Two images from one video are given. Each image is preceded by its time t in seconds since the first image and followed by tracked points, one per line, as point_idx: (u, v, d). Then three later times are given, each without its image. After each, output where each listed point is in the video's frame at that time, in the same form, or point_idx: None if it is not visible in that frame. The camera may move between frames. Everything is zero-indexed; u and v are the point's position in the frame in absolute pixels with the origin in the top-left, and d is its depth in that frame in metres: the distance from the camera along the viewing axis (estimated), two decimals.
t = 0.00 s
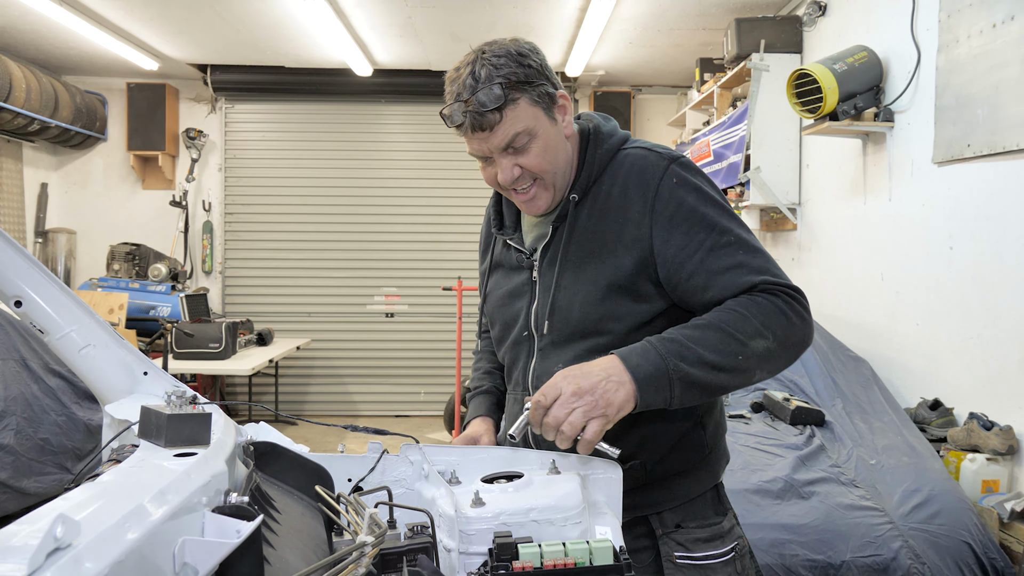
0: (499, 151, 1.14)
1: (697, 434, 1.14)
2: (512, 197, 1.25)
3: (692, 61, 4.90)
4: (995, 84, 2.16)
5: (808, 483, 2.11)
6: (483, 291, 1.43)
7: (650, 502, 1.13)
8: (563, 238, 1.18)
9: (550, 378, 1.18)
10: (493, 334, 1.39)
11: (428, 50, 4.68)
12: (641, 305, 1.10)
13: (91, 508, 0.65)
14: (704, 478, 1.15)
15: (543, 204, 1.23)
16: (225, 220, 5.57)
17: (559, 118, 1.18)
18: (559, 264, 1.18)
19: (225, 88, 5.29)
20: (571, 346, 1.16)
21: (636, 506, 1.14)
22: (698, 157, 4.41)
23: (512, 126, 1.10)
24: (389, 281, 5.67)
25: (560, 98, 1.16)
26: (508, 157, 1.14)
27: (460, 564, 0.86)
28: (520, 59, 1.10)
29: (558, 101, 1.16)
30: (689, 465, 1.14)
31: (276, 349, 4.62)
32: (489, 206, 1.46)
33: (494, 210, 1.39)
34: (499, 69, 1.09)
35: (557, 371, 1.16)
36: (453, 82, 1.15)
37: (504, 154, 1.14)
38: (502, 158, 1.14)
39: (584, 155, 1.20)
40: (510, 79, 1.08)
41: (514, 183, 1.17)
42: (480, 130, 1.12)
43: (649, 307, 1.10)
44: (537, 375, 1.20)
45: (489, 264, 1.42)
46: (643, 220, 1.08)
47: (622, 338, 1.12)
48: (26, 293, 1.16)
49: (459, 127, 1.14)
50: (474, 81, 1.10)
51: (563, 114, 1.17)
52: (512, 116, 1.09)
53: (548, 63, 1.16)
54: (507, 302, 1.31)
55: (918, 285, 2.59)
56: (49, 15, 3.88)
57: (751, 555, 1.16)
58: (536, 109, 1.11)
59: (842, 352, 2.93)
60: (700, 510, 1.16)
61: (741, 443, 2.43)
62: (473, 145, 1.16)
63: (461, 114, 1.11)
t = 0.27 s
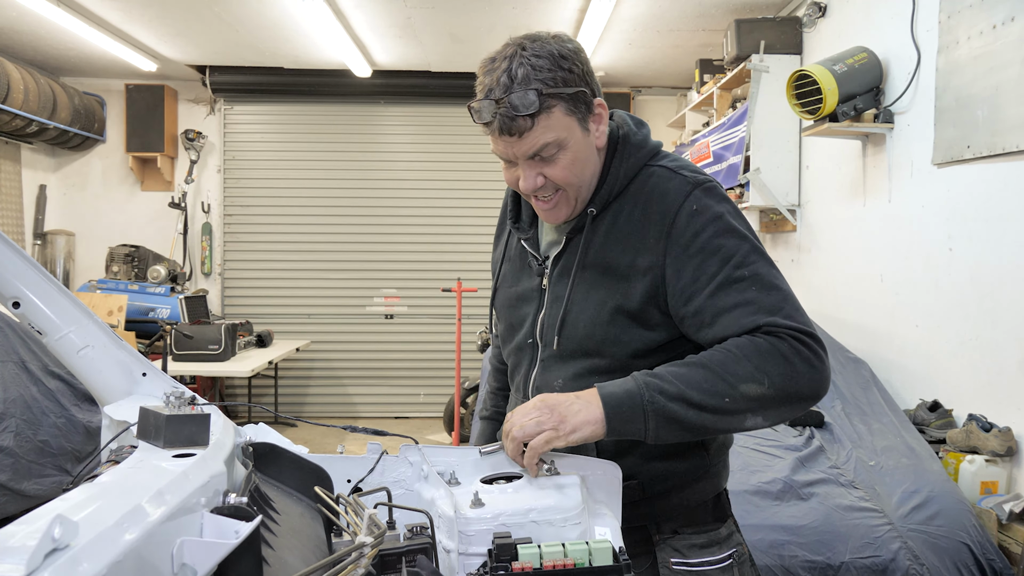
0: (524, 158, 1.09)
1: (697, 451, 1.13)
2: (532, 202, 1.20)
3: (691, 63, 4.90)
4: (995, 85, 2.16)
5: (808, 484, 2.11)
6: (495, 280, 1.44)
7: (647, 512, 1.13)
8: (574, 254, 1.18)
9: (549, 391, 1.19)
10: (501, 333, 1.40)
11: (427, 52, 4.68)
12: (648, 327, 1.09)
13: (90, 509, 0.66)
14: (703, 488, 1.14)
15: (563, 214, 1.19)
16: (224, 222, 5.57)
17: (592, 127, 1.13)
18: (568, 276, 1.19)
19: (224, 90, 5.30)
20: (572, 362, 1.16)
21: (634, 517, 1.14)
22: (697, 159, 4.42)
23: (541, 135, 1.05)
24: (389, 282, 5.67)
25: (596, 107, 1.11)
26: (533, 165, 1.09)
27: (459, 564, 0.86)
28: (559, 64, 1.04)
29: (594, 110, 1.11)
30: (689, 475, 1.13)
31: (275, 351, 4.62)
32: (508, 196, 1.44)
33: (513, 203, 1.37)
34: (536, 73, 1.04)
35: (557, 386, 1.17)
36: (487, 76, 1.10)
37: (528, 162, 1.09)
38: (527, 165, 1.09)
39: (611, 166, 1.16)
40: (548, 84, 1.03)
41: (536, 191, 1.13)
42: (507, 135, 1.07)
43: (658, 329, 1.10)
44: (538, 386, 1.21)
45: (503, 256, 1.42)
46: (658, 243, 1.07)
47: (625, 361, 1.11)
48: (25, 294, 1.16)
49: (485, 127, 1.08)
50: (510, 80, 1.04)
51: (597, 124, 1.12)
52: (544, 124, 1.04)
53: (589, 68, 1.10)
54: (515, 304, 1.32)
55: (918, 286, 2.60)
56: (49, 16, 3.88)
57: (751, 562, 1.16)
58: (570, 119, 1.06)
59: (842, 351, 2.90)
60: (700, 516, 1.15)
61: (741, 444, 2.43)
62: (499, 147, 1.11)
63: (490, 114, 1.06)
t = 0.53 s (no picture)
0: (534, 164, 1.09)
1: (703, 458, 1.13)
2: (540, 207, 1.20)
3: (691, 63, 4.90)
4: (994, 87, 2.16)
5: (808, 484, 2.12)
6: (499, 280, 1.44)
7: (653, 518, 1.13)
8: (583, 259, 1.18)
9: (553, 399, 1.19)
10: (504, 334, 1.40)
11: (427, 52, 4.68)
12: (655, 333, 1.10)
13: (91, 509, 0.66)
14: (710, 495, 1.14)
15: (571, 221, 1.18)
16: (224, 222, 5.57)
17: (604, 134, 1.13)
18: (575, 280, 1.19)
19: (224, 90, 5.30)
20: (577, 369, 1.16)
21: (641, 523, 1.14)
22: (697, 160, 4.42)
23: (552, 143, 1.05)
24: (389, 283, 5.66)
25: (609, 114, 1.10)
26: (543, 171, 1.09)
27: (460, 565, 0.86)
28: (573, 70, 1.04)
29: (607, 117, 1.11)
30: (693, 483, 1.13)
31: (275, 351, 4.62)
32: (513, 195, 1.44)
33: (519, 203, 1.37)
34: (550, 79, 1.03)
35: (561, 394, 1.17)
36: (500, 78, 1.09)
37: (538, 169, 1.09)
38: (537, 171, 1.09)
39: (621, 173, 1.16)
40: (562, 91, 1.03)
41: (546, 198, 1.13)
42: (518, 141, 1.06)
43: (665, 339, 1.10)
44: (543, 391, 1.21)
45: (507, 255, 1.42)
46: (668, 254, 1.07)
47: (630, 368, 1.11)
48: (25, 294, 1.16)
49: (496, 132, 1.08)
50: (524, 86, 1.03)
51: (609, 131, 1.12)
52: (555, 132, 1.04)
53: (603, 74, 1.09)
54: (520, 306, 1.32)
55: (917, 287, 2.60)
56: (48, 16, 3.88)
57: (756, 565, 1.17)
58: (582, 127, 1.06)
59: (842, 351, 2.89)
60: (706, 521, 1.15)
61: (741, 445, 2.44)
62: (509, 152, 1.11)
63: (502, 119, 1.05)
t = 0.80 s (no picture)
0: (530, 161, 1.08)
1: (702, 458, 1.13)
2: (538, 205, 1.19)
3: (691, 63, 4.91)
4: (993, 88, 2.17)
5: (808, 484, 2.12)
6: (495, 279, 1.43)
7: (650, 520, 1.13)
8: (584, 257, 1.17)
9: (552, 397, 1.18)
10: (501, 332, 1.39)
11: (427, 52, 4.68)
12: (657, 331, 1.10)
13: (92, 510, 0.65)
14: (707, 497, 1.14)
15: (570, 217, 1.18)
16: (224, 222, 5.57)
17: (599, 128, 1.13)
18: (576, 279, 1.19)
19: (224, 90, 5.29)
20: (578, 367, 1.16)
21: (638, 525, 1.14)
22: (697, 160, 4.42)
23: (548, 137, 1.05)
24: (388, 283, 5.66)
25: (602, 107, 1.10)
26: (539, 167, 1.09)
27: (461, 565, 0.86)
28: (565, 64, 1.05)
29: (601, 111, 1.11)
30: (690, 485, 1.13)
31: (275, 351, 4.61)
32: (509, 193, 1.43)
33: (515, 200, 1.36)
34: (541, 75, 1.04)
35: (561, 393, 1.16)
36: (493, 76, 1.09)
37: (535, 165, 1.09)
38: (533, 167, 1.09)
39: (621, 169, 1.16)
40: (555, 86, 1.03)
41: (543, 195, 1.12)
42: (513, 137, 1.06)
43: (671, 336, 1.10)
44: (541, 391, 1.20)
45: (503, 253, 1.41)
46: (678, 251, 1.06)
47: (632, 365, 1.11)
48: (25, 295, 1.15)
49: (491, 129, 1.08)
50: (517, 82, 1.04)
51: (603, 125, 1.12)
52: (550, 126, 1.04)
53: (595, 68, 1.10)
54: (517, 303, 1.31)
55: (916, 287, 2.60)
56: (48, 16, 3.88)
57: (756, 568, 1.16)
58: (576, 121, 1.06)
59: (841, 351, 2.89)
60: (704, 523, 1.15)
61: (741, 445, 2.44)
62: (504, 150, 1.10)
63: (496, 116, 1.05)
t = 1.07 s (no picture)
0: (502, 162, 1.09)
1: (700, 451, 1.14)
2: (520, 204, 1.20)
3: (691, 64, 4.91)
4: (993, 88, 2.17)
5: (808, 484, 2.11)
6: (486, 278, 1.41)
7: (647, 517, 1.13)
8: (581, 250, 1.17)
9: (553, 391, 1.18)
10: (495, 331, 1.38)
11: (427, 52, 4.68)
12: (656, 316, 1.11)
13: (94, 510, 0.65)
14: (703, 494, 1.14)
15: (553, 214, 1.18)
16: (223, 222, 5.57)
17: (572, 123, 1.12)
18: (572, 270, 1.19)
19: (224, 90, 5.29)
20: (577, 359, 1.16)
21: (636, 520, 1.14)
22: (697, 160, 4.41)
23: (515, 138, 1.05)
24: (388, 284, 5.66)
25: (573, 101, 1.09)
26: (511, 168, 1.10)
27: (462, 565, 0.86)
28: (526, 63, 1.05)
29: (572, 105, 1.10)
30: (687, 480, 1.14)
31: (275, 352, 4.61)
32: (499, 192, 1.43)
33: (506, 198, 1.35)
34: (502, 76, 1.04)
35: (562, 385, 1.16)
36: (459, 82, 1.11)
37: (506, 165, 1.10)
38: (506, 168, 1.10)
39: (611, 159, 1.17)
40: (515, 88, 1.03)
41: (520, 194, 1.13)
42: (481, 141, 1.08)
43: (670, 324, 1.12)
44: (541, 385, 1.20)
45: (494, 252, 1.40)
46: (678, 244, 1.09)
47: (632, 350, 1.12)
48: (25, 295, 1.15)
49: (461, 135, 1.10)
50: (479, 86, 1.04)
51: (575, 120, 1.11)
52: (515, 127, 1.04)
53: (561, 64, 1.09)
54: (512, 299, 1.30)
55: (916, 287, 2.61)
56: (47, 16, 3.87)
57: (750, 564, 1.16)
58: (543, 119, 1.05)
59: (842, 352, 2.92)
60: (701, 521, 1.15)
61: (741, 445, 2.43)
62: (479, 154, 1.12)
63: (463, 122, 1.07)
